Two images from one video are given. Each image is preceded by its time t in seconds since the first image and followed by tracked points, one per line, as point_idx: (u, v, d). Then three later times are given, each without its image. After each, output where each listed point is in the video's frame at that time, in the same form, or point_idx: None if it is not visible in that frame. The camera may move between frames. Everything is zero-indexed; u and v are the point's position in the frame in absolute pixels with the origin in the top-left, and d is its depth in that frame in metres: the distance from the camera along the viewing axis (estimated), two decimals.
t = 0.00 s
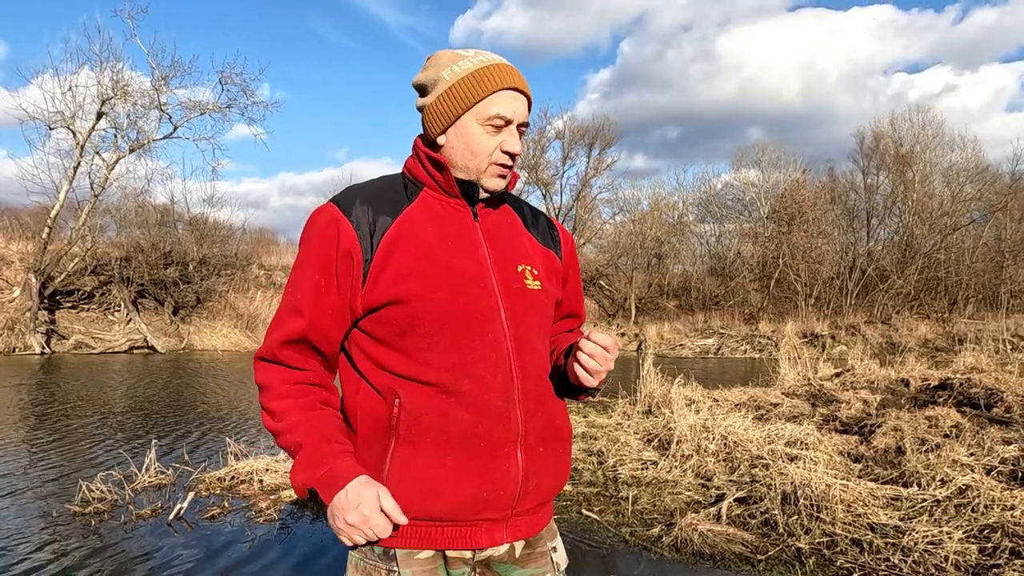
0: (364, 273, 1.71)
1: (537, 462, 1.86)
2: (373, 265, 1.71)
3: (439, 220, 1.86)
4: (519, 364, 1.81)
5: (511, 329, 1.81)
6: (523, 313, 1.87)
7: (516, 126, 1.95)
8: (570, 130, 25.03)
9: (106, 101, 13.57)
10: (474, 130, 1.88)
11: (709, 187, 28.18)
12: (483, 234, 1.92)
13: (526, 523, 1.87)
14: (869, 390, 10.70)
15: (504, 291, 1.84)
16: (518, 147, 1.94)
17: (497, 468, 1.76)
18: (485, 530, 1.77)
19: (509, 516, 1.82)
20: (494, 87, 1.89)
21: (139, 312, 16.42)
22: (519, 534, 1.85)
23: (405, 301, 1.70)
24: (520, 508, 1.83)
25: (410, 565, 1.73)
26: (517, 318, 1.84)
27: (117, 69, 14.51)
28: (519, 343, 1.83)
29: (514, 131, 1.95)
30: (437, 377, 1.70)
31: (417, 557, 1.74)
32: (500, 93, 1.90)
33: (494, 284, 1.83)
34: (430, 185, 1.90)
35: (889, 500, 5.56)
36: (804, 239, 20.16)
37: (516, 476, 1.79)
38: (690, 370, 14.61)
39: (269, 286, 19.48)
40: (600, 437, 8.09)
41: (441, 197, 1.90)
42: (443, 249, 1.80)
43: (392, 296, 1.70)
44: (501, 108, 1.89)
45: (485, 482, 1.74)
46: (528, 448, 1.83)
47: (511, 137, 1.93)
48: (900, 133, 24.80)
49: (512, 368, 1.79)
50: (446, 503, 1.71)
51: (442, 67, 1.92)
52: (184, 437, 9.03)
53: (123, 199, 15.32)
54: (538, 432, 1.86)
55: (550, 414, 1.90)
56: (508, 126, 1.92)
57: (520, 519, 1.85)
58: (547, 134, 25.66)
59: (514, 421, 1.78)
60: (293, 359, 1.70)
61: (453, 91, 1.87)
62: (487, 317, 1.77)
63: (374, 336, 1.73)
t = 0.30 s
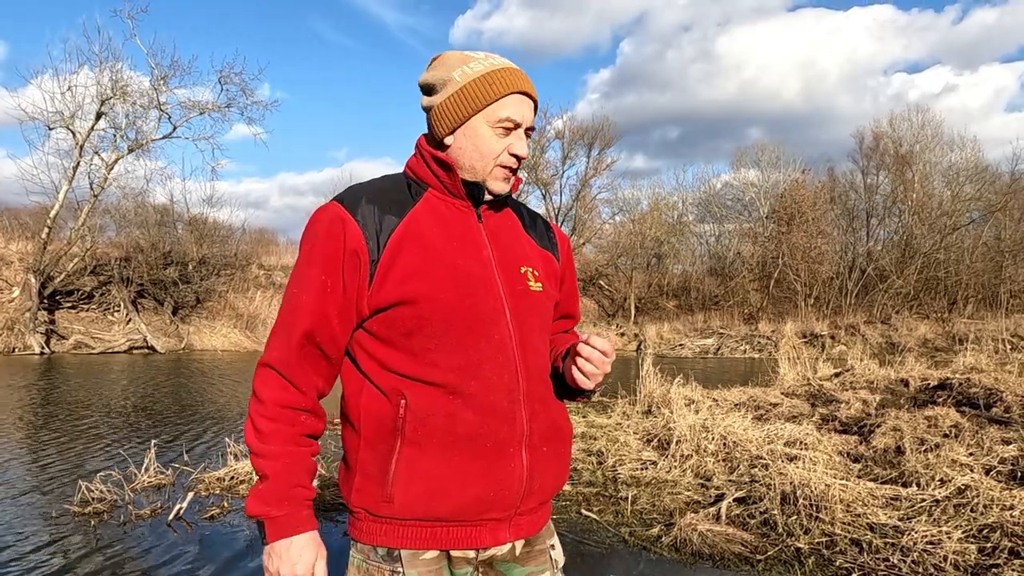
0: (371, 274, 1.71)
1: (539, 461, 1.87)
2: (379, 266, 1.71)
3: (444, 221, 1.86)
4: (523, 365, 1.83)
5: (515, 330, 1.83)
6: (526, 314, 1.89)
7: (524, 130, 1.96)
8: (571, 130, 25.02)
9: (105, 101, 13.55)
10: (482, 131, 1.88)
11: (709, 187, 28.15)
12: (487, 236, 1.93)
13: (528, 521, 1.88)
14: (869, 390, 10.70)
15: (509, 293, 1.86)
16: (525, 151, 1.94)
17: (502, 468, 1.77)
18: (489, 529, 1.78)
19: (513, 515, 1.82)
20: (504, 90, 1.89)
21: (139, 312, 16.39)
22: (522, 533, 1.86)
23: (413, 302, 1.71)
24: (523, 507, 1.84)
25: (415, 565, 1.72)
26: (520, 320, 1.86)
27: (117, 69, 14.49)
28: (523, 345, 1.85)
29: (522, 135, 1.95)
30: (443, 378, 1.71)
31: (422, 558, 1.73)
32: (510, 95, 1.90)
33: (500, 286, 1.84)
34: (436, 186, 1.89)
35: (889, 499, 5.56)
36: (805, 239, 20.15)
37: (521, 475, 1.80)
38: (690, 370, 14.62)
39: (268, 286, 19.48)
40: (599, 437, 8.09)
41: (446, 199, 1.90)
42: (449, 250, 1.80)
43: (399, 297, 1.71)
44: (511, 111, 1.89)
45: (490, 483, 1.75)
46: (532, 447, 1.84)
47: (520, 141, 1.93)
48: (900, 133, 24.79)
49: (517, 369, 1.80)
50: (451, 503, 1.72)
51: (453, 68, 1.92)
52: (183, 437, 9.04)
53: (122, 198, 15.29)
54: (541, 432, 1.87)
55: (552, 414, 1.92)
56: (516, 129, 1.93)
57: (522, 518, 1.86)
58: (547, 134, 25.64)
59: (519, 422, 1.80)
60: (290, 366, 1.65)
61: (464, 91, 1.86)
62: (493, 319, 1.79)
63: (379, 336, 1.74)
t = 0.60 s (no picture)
0: (413, 280, 1.68)
1: (569, 471, 1.84)
2: (423, 272, 1.68)
3: (486, 231, 1.83)
4: (559, 375, 1.81)
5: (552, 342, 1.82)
6: (563, 325, 1.87)
7: (554, 150, 1.93)
8: (589, 137, 25.03)
9: (131, 110, 13.76)
10: (513, 154, 1.87)
11: (728, 194, 28.00)
12: (525, 248, 1.91)
13: (556, 529, 1.84)
14: (893, 400, 10.54)
15: (546, 304, 1.85)
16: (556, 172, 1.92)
17: (534, 475, 1.74)
18: (520, 535, 1.74)
19: (542, 522, 1.78)
20: (534, 112, 1.86)
21: (162, 318, 16.57)
22: (549, 539, 1.82)
23: (455, 310, 1.69)
24: (552, 514, 1.80)
25: (447, 570, 1.66)
26: (556, 330, 1.84)
27: (143, 78, 14.73)
28: (560, 356, 1.83)
29: (553, 155, 1.93)
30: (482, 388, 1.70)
31: (454, 562, 1.67)
32: (540, 117, 1.88)
33: (538, 297, 1.83)
34: (477, 200, 1.86)
35: (914, 512, 5.47)
36: (826, 247, 19.97)
37: (553, 482, 1.78)
38: (711, 379, 14.54)
39: (289, 292, 19.63)
40: (619, 446, 8.05)
41: (485, 211, 1.87)
42: (491, 260, 1.78)
43: (443, 304, 1.68)
44: (540, 133, 1.87)
45: (524, 488, 1.72)
46: (564, 456, 1.82)
47: (550, 161, 1.91)
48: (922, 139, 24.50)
49: (553, 378, 1.79)
50: (487, 507, 1.67)
51: (486, 89, 1.91)
52: (205, 441, 9.13)
53: (147, 205, 15.49)
54: (573, 441, 1.86)
55: (583, 425, 1.91)
56: (547, 150, 1.91)
57: (550, 525, 1.82)
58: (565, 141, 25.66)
59: (554, 430, 1.77)
60: (331, 365, 1.58)
61: (493, 112, 1.85)
62: (531, 328, 1.77)
63: (420, 342, 1.72)
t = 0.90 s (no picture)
0: (433, 284, 1.69)
1: (588, 474, 1.81)
2: (442, 276, 1.69)
3: (507, 235, 1.83)
4: (578, 378, 1.79)
5: (573, 344, 1.80)
6: (584, 329, 1.85)
7: (574, 149, 1.91)
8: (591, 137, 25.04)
9: (133, 110, 13.79)
10: (530, 154, 1.86)
11: (730, 194, 27.97)
12: (548, 251, 1.90)
13: (578, 531, 1.81)
14: (895, 400, 10.52)
15: (566, 307, 1.83)
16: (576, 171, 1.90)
17: (552, 477, 1.72)
18: (538, 537, 1.72)
19: (562, 523, 1.76)
20: (550, 111, 1.86)
21: (165, 318, 16.58)
22: (571, 541, 1.79)
23: (472, 313, 1.69)
24: (571, 517, 1.77)
25: (464, 567, 1.66)
26: (577, 333, 1.83)
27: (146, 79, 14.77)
28: (580, 359, 1.81)
29: (572, 155, 1.91)
30: (500, 390, 1.70)
31: (471, 560, 1.67)
32: (557, 116, 1.87)
33: (558, 300, 1.82)
34: (498, 202, 1.88)
35: (917, 512, 5.45)
36: (828, 247, 19.95)
37: (571, 485, 1.75)
38: (713, 379, 14.53)
39: (292, 293, 19.64)
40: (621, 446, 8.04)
41: (506, 214, 1.88)
42: (510, 264, 1.78)
43: (462, 308, 1.69)
44: (557, 132, 1.86)
45: (542, 491, 1.71)
46: (583, 459, 1.79)
47: (569, 161, 1.89)
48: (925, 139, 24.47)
49: (571, 382, 1.77)
50: (505, 507, 1.67)
51: (504, 91, 1.92)
52: (208, 441, 9.15)
53: (149, 206, 15.50)
54: (593, 444, 1.83)
55: (605, 428, 1.88)
56: (565, 149, 1.89)
57: (571, 527, 1.79)
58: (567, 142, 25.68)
59: (572, 433, 1.76)
60: (352, 365, 1.61)
61: (510, 115, 1.87)
62: (551, 332, 1.76)
63: (440, 345, 1.73)
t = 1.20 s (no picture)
0: (468, 284, 1.81)
1: (617, 484, 1.79)
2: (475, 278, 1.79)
3: (544, 244, 1.87)
4: (606, 388, 1.77)
5: (603, 353, 1.78)
6: (617, 338, 1.82)
7: (603, 157, 1.86)
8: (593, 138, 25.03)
9: (136, 111, 13.80)
10: (556, 166, 1.87)
11: (732, 195, 27.93)
12: (587, 259, 1.89)
13: (606, 538, 1.80)
14: (898, 401, 10.49)
15: (599, 316, 1.81)
16: (605, 178, 1.84)
17: (575, 483, 1.73)
18: (562, 538, 1.74)
19: (587, 528, 1.76)
20: (574, 122, 1.85)
21: (167, 319, 16.59)
22: (598, 547, 1.78)
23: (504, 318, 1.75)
24: (598, 523, 1.76)
25: (488, 557, 1.75)
26: (609, 341, 1.80)
27: (147, 80, 14.77)
28: (610, 369, 1.79)
29: (601, 163, 1.85)
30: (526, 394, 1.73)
31: (496, 551, 1.75)
32: (581, 126, 1.85)
33: (590, 309, 1.81)
34: (538, 212, 1.93)
35: (919, 512, 5.44)
36: (831, 247, 19.92)
37: (594, 493, 1.74)
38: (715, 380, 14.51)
39: (294, 293, 19.65)
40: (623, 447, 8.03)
41: (546, 225, 1.91)
42: (543, 272, 1.82)
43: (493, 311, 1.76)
44: (581, 142, 1.84)
45: (564, 495, 1.72)
46: (610, 469, 1.77)
47: (597, 170, 1.85)
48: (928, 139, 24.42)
49: (598, 392, 1.75)
50: (527, 507, 1.71)
51: (537, 105, 1.96)
52: (210, 441, 9.17)
53: (152, 206, 15.50)
54: (623, 456, 1.79)
55: (638, 439, 1.83)
56: (592, 158, 1.85)
57: (598, 533, 1.78)
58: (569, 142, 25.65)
59: (597, 442, 1.74)
60: (378, 327, 1.67)
61: (537, 129, 1.90)
62: (579, 341, 1.76)
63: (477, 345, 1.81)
